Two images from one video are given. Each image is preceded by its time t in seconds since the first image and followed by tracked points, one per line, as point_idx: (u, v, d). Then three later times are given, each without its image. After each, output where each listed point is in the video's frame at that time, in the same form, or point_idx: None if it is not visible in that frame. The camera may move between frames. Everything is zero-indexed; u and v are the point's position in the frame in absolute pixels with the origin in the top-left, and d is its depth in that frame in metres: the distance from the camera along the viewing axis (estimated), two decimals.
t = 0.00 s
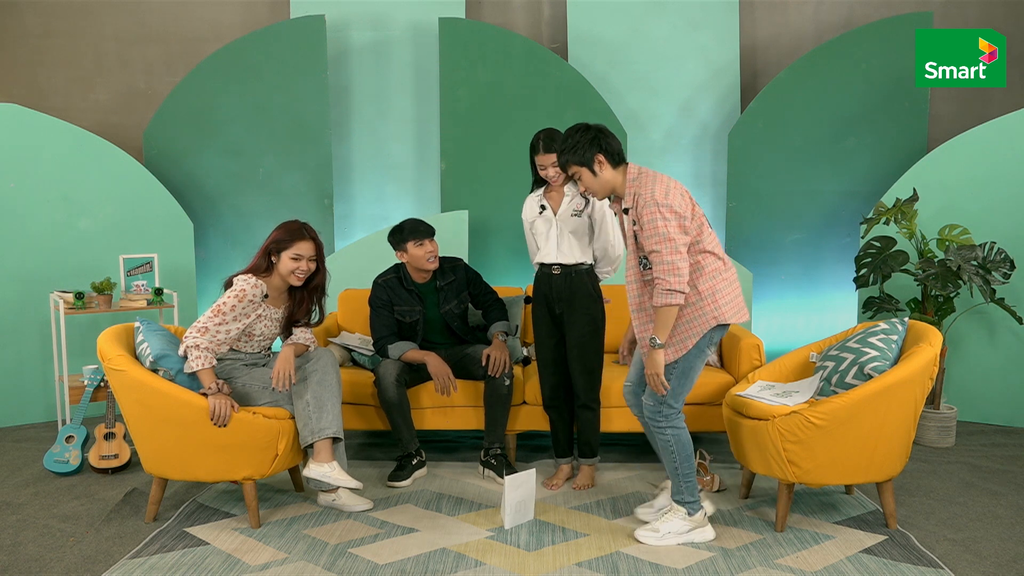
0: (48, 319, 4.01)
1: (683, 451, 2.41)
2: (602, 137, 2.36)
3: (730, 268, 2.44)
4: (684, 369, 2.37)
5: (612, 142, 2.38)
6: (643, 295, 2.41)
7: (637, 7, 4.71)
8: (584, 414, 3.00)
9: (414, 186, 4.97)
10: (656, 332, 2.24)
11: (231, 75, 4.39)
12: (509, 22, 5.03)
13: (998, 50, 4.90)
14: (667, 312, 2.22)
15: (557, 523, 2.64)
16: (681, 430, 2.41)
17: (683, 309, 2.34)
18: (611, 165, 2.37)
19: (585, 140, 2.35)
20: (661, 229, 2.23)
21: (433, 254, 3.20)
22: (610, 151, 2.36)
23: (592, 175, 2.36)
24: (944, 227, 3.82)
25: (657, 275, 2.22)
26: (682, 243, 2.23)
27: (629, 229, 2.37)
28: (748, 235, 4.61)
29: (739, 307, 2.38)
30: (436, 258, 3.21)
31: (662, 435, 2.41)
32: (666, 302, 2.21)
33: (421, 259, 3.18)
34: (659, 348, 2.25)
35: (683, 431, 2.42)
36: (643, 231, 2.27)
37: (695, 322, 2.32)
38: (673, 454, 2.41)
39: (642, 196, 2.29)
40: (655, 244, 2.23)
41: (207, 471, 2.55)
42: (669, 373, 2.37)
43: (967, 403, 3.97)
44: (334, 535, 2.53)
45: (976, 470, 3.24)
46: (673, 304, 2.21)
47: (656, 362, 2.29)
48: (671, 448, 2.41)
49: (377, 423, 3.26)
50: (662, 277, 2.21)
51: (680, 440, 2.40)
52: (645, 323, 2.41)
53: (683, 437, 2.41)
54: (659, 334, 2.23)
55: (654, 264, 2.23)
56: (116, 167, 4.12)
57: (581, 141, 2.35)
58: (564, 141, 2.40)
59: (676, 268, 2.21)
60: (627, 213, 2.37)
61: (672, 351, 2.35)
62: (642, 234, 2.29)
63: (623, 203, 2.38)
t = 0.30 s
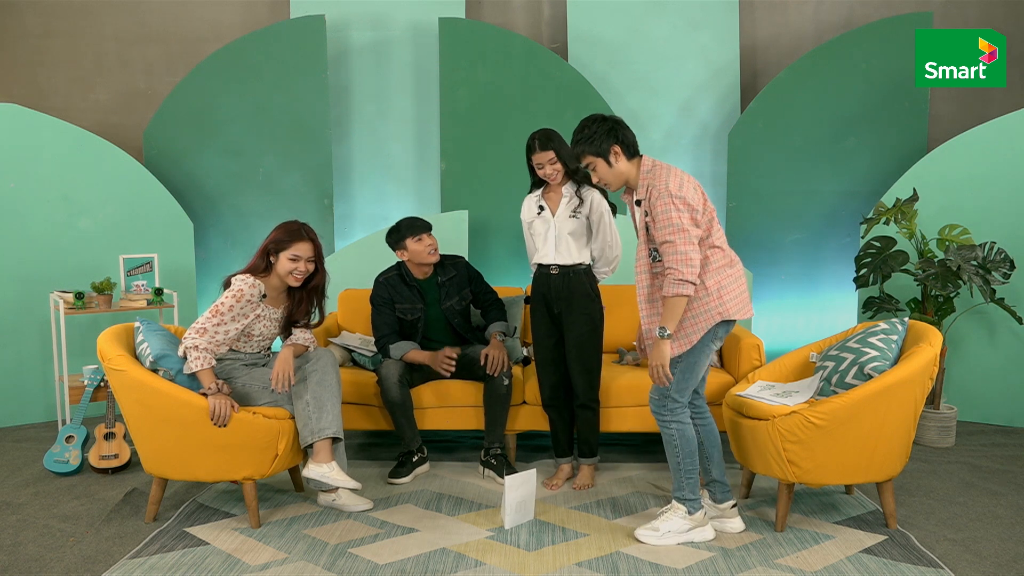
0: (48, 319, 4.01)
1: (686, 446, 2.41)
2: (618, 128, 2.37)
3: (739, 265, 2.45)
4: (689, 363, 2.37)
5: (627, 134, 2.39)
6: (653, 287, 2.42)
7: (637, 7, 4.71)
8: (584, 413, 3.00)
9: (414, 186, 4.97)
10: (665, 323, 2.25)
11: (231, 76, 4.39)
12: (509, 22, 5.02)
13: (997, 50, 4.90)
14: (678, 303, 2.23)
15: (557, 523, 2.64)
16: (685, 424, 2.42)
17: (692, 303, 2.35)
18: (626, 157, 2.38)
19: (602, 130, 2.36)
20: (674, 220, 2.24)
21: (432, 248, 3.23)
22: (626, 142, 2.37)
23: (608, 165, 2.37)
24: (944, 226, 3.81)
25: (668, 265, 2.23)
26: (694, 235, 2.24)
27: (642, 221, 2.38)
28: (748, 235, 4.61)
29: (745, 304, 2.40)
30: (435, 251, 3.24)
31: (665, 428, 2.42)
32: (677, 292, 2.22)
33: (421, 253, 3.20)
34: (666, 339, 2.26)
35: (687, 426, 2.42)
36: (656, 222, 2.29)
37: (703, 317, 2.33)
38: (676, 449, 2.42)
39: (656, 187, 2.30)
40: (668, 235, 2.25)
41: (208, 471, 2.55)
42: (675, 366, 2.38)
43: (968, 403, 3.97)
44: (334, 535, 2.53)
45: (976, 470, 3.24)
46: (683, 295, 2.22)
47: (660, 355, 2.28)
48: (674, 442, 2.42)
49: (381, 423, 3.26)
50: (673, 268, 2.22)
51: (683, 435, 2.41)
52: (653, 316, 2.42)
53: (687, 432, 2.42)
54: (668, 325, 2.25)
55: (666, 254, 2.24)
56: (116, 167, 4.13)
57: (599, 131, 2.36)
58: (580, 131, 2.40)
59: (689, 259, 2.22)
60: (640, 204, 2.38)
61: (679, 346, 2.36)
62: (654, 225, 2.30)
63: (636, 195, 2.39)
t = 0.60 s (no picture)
0: (48, 319, 4.01)
1: (664, 437, 2.47)
2: (619, 132, 2.38)
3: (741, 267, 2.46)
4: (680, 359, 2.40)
5: (629, 138, 2.39)
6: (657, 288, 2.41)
7: (637, 7, 4.71)
8: (586, 412, 3.00)
9: (414, 186, 4.97)
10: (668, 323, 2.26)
11: (231, 76, 4.39)
12: (509, 22, 5.02)
13: (998, 50, 4.90)
14: (680, 303, 2.23)
15: (557, 523, 2.63)
16: (667, 415, 2.47)
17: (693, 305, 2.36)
18: (628, 160, 2.38)
19: (603, 135, 2.36)
20: (676, 221, 2.24)
21: (448, 259, 3.17)
22: (627, 146, 2.38)
23: (610, 168, 2.37)
24: (944, 226, 3.81)
25: (671, 266, 2.23)
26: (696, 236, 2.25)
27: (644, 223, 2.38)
28: (748, 235, 4.61)
29: (747, 305, 2.40)
30: (450, 261, 3.19)
31: (648, 418, 2.48)
32: (680, 292, 2.22)
33: (436, 264, 3.15)
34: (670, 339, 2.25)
35: (669, 418, 2.47)
36: (658, 224, 2.29)
37: (704, 317, 2.34)
38: (654, 437, 2.48)
39: (657, 189, 2.30)
40: (670, 236, 2.25)
41: (208, 471, 2.55)
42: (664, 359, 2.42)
43: (967, 403, 3.97)
44: (334, 535, 2.53)
45: (976, 470, 3.24)
46: (686, 295, 2.22)
47: (667, 353, 2.28)
48: (655, 432, 2.48)
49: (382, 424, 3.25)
50: (675, 268, 2.23)
51: (664, 426, 2.47)
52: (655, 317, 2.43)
53: (668, 423, 2.47)
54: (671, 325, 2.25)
55: (669, 255, 2.24)
56: (116, 167, 4.12)
57: (600, 134, 2.36)
58: (582, 136, 2.41)
59: (691, 259, 2.22)
60: (642, 207, 2.38)
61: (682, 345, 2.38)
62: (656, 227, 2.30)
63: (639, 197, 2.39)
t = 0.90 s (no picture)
0: (48, 319, 4.01)
1: (657, 444, 2.49)
2: (595, 134, 2.36)
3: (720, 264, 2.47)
4: (670, 363, 2.41)
5: (604, 139, 2.38)
6: (637, 290, 2.43)
7: (637, 7, 4.71)
8: (586, 412, 3.01)
9: (414, 186, 4.97)
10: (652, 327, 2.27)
11: (230, 76, 4.39)
12: (509, 22, 5.02)
13: (998, 50, 4.90)
14: (663, 306, 2.25)
15: (557, 523, 2.64)
16: (662, 422, 2.48)
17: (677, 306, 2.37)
18: (605, 162, 2.37)
19: (578, 137, 2.34)
20: (655, 225, 2.25)
21: (457, 245, 3.10)
22: (604, 147, 2.36)
23: (587, 171, 2.36)
24: (944, 227, 3.81)
25: (652, 270, 2.25)
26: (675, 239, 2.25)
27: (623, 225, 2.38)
28: (748, 235, 4.61)
29: (728, 302, 2.42)
30: (459, 247, 3.12)
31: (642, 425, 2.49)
32: (662, 296, 2.24)
33: (446, 250, 3.08)
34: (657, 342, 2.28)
35: (663, 424, 2.48)
36: (637, 227, 2.29)
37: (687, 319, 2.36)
38: (649, 444, 2.49)
39: (635, 192, 2.30)
40: (649, 240, 2.26)
41: (207, 471, 2.55)
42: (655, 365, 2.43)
43: (967, 403, 3.97)
44: (334, 535, 2.53)
45: (976, 470, 3.24)
46: (668, 299, 2.24)
47: (655, 357, 2.31)
48: (649, 438, 2.49)
49: (381, 424, 3.26)
50: (657, 273, 2.24)
51: (659, 433, 2.48)
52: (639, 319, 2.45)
53: (663, 429, 2.48)
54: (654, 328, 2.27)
55: (649, 260, 2.25)
56: (116, 167, 4.12)
57: (575, 138, 2.34)
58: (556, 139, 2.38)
59: (672, 263, 2.23)
60: (620, 209, 2.38)
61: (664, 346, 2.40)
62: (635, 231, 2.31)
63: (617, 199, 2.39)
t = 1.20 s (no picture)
0: (48, 319, 4.01)
1: (653, 443, 2.48)
2: (585, 133, 2.37)
3: (709, 263, 2.48)
4: (660, 362, 2.41)
5: (593, 138, 2.39)
6: (624, 288, 2.42)
7: (636, 7, 4.71)
8: (586, 412, 3.01)
9: (414, 186, 4.97)
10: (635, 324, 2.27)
11: (230, 76, 4.39)
12: (509, 22, 5.03)
13: (998, 50, 4.90)
14: (650, 304, 2.25)
15: (557, 523, 2.64)
16: (655, 422, 2.47)
17: (665, 305, 2.37)
18: (594, 161, 2.38)
19: (568, 137, 2.35)
20: (644, 223, 2.25)
21: (447, 248, 3.10)
22: (593, 147, 2.37)
23: (577, 171, 2.37)
24: (944, 227, 3.81)
25: (641, 267, 2.24)
26: (664, 237, 2.25)
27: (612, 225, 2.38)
28: (748, 235, 4.61)
29: (717, 302, 2.41)
30: (450, 250, 3.11)
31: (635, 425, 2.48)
32: (649, 293, 2.23)
33: (437, 255, 3.07)
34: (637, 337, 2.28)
35: (656, 424, 2.48)
36: (625, 226, 2.29)
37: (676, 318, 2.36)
38: (643, 444, 2.48)
39: (624, 191, 2.31)
40: (639, 237, 2.26)
41: (207, 471, 2.55)
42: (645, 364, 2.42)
43: (967, 403, 3.97)
44: (334, 535, 2.53)
45: (976, 470, 3.24)
46: (656, 296, 2.23)
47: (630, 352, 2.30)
48: (643, 438, 2.48)
49: (381, 424, 3.25)
50: (645, 270, 2.23)
51: (652, 432, 2.47)
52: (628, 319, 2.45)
53: (656, 430, 2.47)
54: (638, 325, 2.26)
55: (638, 258, 2.25)
56: (116, 167, 4.13)
57: (566, 137, 2.35)
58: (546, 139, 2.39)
59: (660, 260, 2.23)
60: (609, 209, 2.38)
61: (651, 344, 2.39)
62: (624, 229, 2.31)
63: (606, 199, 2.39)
